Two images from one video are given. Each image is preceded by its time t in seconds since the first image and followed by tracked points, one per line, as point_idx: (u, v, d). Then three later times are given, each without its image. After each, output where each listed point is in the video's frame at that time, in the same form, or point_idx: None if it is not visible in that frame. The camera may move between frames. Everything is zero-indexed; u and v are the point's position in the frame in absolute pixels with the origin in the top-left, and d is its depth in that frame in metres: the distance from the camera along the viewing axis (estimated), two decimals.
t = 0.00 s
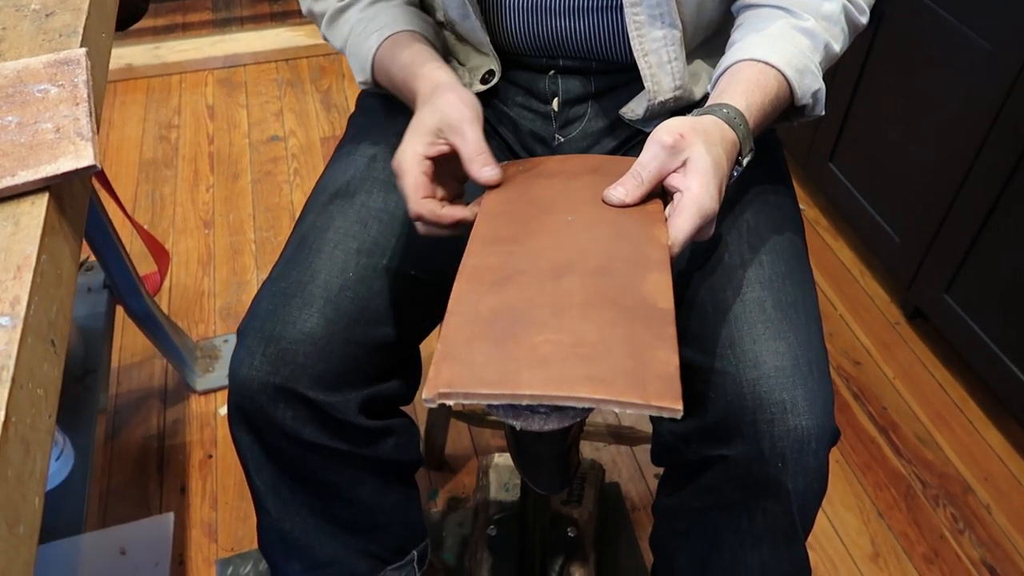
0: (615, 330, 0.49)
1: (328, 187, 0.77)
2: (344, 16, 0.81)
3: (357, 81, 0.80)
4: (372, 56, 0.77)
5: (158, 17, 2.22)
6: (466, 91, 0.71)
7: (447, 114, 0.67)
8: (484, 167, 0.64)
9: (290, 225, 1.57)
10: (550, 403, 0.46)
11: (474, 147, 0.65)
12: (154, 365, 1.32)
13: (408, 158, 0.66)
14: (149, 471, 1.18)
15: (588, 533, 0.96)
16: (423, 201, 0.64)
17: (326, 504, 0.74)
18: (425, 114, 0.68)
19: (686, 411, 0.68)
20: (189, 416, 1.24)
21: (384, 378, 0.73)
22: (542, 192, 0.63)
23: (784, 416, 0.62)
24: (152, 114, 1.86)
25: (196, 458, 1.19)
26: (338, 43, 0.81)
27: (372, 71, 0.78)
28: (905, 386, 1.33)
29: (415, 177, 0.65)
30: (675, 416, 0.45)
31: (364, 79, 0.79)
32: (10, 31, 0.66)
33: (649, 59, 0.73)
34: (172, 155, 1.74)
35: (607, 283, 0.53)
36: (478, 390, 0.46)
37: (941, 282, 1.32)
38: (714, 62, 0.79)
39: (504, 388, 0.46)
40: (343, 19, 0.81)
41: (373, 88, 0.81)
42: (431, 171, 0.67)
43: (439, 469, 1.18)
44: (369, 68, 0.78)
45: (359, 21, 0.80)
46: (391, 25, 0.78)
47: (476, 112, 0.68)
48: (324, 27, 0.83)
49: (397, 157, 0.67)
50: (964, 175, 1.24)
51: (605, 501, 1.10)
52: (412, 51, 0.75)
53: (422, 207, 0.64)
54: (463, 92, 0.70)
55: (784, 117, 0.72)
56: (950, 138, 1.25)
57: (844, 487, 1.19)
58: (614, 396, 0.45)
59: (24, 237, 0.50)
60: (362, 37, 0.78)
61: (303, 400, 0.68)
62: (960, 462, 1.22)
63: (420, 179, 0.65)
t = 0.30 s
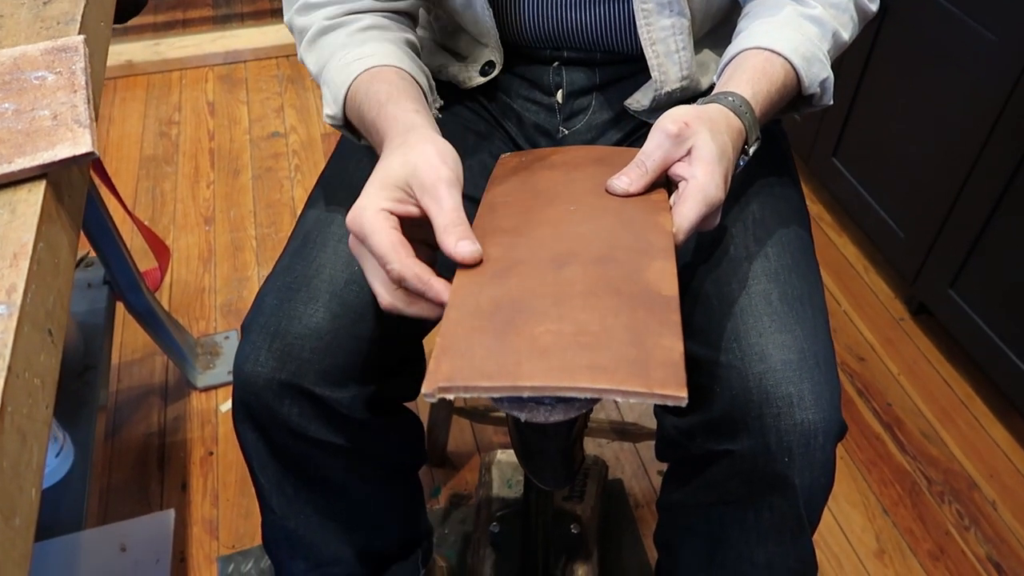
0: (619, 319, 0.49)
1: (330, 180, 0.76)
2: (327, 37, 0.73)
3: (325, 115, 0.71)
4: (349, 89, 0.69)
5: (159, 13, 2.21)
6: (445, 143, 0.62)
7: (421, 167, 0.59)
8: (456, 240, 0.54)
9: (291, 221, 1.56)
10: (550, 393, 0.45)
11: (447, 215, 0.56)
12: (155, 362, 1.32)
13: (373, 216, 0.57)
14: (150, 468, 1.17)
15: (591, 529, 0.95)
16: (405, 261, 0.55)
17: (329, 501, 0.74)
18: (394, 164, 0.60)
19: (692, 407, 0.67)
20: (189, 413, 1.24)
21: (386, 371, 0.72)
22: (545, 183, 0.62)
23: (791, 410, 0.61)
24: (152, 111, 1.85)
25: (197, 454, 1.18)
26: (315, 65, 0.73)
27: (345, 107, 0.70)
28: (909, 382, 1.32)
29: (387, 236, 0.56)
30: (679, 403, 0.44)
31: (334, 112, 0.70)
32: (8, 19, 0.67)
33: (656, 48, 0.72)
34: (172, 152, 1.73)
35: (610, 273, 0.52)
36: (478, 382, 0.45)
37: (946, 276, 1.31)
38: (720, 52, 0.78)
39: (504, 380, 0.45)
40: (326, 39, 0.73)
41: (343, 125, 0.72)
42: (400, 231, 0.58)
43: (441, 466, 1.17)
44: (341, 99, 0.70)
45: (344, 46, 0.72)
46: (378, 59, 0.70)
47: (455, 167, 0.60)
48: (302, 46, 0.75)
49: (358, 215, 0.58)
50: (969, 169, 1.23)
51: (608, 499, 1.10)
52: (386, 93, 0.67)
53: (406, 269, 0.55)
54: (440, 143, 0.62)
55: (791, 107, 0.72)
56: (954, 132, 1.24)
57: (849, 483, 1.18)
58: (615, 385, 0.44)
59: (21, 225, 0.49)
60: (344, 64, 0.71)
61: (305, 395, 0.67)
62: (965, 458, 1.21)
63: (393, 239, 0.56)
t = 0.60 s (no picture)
0: (621, 320, 0.48)
1: (330, 181, 0.76)
2: (326, 36, 0.73)
3: (323, 114, 0.71)
4: (345, 88, 0.69)
5: (160, 15, 2.21)
6: (439, 146, 0.61)
7: (414, 171, 0.58)
8: (455, 250, 0.54)
9: (292, 222, 1.56)
10: (552, 400, 0.45)
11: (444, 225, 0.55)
12: (156, 363, 1.32)
13: (367, 222, 0.57)
14: (152, 470, 1.17)
15: (594, 530, 0.94)
16: (404, 265, 0.54)
17: (329, 502, 0.73)
18: (386, 168, 0.59)
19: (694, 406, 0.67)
20: (191, 415, 1.23)
21: (387, 372, 0.72)
22: (545, 184, 0.62)
23: (794, 409, 0.61)
24: (152, 113, 1.85)
25: (198, 456, 1.18)
26: (314, 65, 0.73)
27: (343, 106, 0.70)
28: (912, 380, 1.32)
29: (383, 241, 0.55)
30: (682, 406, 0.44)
31: (331, 112, 0.70)
32: (7, 19, 0.67)
33: (659, 49, 0.72)
34: (173, 153, 1.73)
35: (612, 273, 0.52)
36: (480, 389, 0.45)
37: (948, 275, 1.30)
38: (723, 52, 0.78)
39: (506, 386, 0.45)
40: (325, 39, 0.73)
41: (342, 125, 0.72)
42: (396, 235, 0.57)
43: (443, 466, 1.17)
44: (338, 98, 0.70)
45: (343, 45, 0.71)
46: (375, 58, 0.70)
47: (449, 170, 0.59)
48: (302, 46, 0.75)
49: (351, 220, 0.57)
50: (970, 167, 1.22)
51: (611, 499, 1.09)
52: (380, 93, 0.67)
53: (408, 272, 0.54)
54: (434, 146, 0.61)
55: (792, 106, 0.71)
56: (956, 130, 1.24)
57: (852, 483, 1.18)
58: (617, 389, 0.44)
59: (20, 225, 0.49)
60: (341, 63, 0.70)
61: (305, 395, 0.67)
62: (969, 457, 1.21)
63: (389, 243, 0.55)
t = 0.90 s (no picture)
0: (626, 322, 0.48)
1: (333, 183, 0.76)
2: (326, 35, 0.73)
3: (322, 113, 0.71)
4: (344, 89, 0.69)
5: (161, 19, 2.22)
6: (438, 150, 0.61)
7: (414, 178, 0.58)
8: (458, 256, 0.54)
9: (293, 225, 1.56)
10: (561, 404, 0.45)
11: (446, 231, 0.56)
12: (158, 366, 1.32)
13: (368, 232, 0.57)
14: (154, 473, 1.17)
15: (596, 531, 0.94)
16: (405, 276, 0.54)
17: (331, 504, 0.73)
18: (386, 176, 0.59)
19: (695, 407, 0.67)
20: (192, 418, 1.23)
21: (388, 374, 0.72)
22: (549, 185, 0.62)
23: (795, 410, 0.61)
24: (154, 116, 1.85)
25: (200, 459, 1.18)
26: (313, 64, 0.73)
27: (342, 106, 0.70)
28: (914, 382, 1.31)
29: (383, 252, 0.55)
30: (690, 409, 0.44)
31: (331, 111, 0.71)
32: (9, 22, 0.67)
33: (659, 49, 0.72)
34: (175, 156, 1.73)
35: (616, 275, 0.52)
36: (488, 395, 0.45)
37: (950, 276, 1.30)
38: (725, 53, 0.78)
39: (514, 391, 0.45)
40: (324, 38, 0.73)
41: (341, 124, 0.72)
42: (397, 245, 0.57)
43: (444, 469, 1.17)
44: (337, 98, 0.70)
45: (342, 45, 0.72)
46: (374, 58, 0.70)
47: (449, 176, 0.59)
48: (301, 44, 0.75)
49: (351, 230, 0.57)
50: (972, 168, 1.23)
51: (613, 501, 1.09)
52: (378, 96, 0.67)
53: (407, 283, 0.54)
54: (434, 150, 0.61)
55: (794, 106, 0.71)
56: (957, 131, 1.24)
57: (855, 484, 1.17)
58: (625, 392, 0.44)
59: (22, 228, 0.49)
60: (340, 63, 0.70)
61: (307, 397, 0.67)
62: (971, 458, 1.21)
63: (390, 254, 0.55)
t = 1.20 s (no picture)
0: (625, 323, 0.48)
1: (330, 182, 0.76)
2: (313, 27, 0.73)
3: (306, 105, 0.72)
4: (329, 83, 0.69)
5: (157, 19, 2.21)
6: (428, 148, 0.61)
7: (406, 178, 0.58)
8: (461, 256, 0.54)
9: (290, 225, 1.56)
10: (562, 406, 0.45)
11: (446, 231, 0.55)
12: (154, 367, 1.32)
13: (369, 238, 0.56)
14: (150, 474, 1.16)
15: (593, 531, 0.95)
16: (409, 286, 0.54)
17: (328, 504, 0.73)
18: (378, 178, 0.59)
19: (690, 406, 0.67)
20: (189, 418, 1.23)
21: (385, 373, 0.72)
22: (548, 184, 0.62)
23: (787, 408, 0.61)
24: (150, 116, 1.85)
25: (197, 459, 1.18)
26: (298, 56, 0.73)
27: (324, 100, 0.70)
28: (910, 381, 1.32)
29: (386, 260, 0.55)
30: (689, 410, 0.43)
31: (314, 104, 0.71)
32: (6, 22, 0.67)
33: (655, 47, 0.72)
34: (171, 157, 1.73)
35: (615, 276, 0.52)
36: (489, 396, 0.45)
37: (946, 276, 1.31)
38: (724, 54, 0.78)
39: (515, 393, 0.45)
40: (311, 30, 0.73)
41: (324, 118, 0.72)
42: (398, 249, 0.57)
43: (441, 469, 1.17)
44: (321, 91, 0.70)
45: (328, 38, 0.71)
46: (358, 53, 0.69)
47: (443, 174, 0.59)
48: (288, 35, 0.75)
49: (353, 239, 0.57)
50: (968, 169, 1.23)
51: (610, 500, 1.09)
52: (364, 95, 0.66)
53: (408, 293, 0.54)
54: (422, 149, 0.61)
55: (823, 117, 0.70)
56: (953, 132, 1.24)
57: (851, 483, 1.18)
58: (625, 394, 0.44)
59: (19, 228, 0.49)
60: (324, 56, 0.70)
61: (301, 396, 0.67)
62: (967, 458, 1.21)
63: (393, 263, 0.55)
